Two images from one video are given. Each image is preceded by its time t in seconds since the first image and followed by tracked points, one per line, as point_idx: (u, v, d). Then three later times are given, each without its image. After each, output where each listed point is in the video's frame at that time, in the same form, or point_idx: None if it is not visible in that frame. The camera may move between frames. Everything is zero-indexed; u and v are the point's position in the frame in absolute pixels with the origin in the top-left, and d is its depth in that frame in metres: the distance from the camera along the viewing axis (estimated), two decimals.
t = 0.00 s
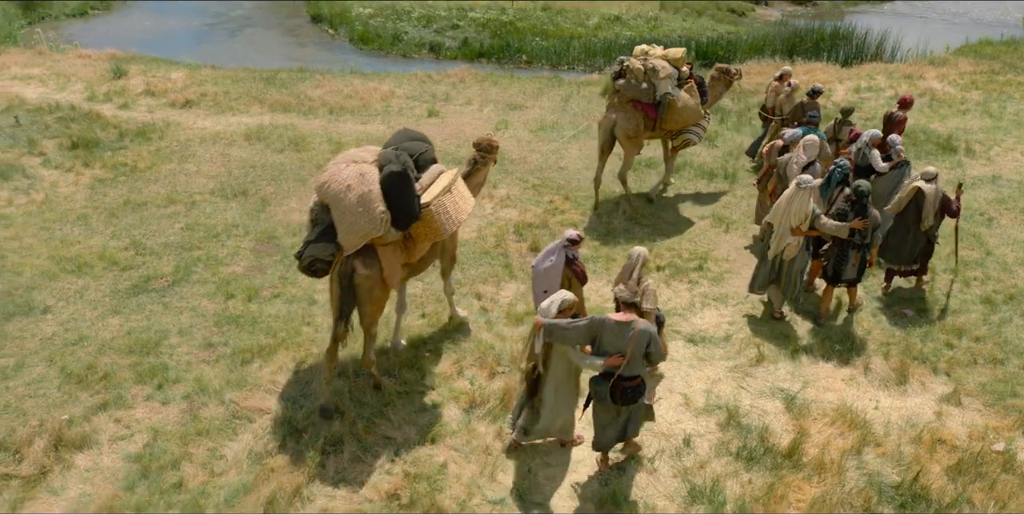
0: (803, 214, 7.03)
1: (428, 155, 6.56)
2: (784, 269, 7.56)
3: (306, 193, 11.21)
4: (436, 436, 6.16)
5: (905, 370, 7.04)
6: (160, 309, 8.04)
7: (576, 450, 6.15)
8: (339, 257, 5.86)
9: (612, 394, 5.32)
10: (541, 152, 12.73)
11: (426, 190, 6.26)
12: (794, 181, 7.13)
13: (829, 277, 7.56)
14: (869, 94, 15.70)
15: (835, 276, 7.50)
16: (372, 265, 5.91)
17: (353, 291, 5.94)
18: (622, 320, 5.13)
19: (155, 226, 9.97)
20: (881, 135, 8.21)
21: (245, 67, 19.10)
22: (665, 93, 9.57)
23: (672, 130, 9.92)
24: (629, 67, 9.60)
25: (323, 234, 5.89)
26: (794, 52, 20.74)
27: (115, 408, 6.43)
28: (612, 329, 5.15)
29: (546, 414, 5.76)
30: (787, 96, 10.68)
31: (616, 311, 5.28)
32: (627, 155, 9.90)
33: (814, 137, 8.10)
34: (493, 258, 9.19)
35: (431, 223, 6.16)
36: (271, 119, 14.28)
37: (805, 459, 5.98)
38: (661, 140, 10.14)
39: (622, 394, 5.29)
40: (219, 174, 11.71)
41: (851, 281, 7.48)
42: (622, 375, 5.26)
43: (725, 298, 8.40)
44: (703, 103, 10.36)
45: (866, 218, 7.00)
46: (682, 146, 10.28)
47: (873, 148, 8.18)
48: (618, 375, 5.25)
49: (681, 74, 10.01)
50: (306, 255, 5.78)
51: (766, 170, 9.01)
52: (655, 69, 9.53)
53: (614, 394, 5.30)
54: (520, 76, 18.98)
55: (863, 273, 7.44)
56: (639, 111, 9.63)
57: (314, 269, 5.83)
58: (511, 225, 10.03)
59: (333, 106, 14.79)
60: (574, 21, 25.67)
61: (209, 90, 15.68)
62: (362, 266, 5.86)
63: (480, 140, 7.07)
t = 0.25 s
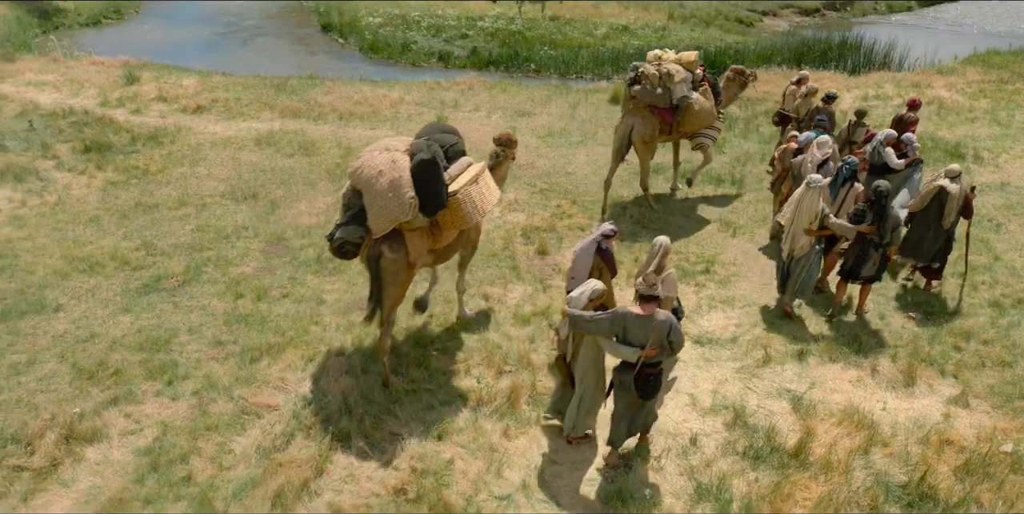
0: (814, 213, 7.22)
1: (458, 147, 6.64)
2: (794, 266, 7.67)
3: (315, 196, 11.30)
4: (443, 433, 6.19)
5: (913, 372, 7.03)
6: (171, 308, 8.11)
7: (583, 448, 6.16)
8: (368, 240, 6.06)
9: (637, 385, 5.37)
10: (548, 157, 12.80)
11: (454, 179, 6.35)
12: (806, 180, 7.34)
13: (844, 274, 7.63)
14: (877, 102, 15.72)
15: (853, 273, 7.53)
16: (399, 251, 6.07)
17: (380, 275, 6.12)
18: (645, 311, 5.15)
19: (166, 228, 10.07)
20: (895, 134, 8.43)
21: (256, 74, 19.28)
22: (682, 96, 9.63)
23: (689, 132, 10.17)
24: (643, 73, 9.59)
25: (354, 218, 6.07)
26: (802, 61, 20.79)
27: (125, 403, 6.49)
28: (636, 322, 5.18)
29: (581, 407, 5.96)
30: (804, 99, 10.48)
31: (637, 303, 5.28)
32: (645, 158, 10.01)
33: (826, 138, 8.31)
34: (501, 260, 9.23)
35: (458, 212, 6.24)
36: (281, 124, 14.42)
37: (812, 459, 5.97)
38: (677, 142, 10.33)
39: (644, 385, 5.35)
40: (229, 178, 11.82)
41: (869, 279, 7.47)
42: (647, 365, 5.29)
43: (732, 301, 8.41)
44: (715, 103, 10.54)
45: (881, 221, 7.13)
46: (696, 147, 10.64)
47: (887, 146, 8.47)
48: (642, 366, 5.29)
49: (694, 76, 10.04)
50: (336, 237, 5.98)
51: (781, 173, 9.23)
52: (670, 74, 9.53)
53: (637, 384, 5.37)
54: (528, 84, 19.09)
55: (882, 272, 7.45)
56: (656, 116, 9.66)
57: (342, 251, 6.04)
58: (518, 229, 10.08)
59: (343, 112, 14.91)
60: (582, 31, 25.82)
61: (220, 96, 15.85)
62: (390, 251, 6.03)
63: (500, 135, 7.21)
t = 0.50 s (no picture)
0: (827, 204, 7.42)
1: (480, 141, 6.92)
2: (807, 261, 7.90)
3: (323, 197, 11.38)
4: (450, 428, 6.22)
5: (920, 371, 7.03)
6: (180, 305, 8.17)
7: (589, 444, 6.18)
8: (392, 232, 6.33)
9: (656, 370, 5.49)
10: (555, 160, 12.85)
11: (477, 176, 6.64)
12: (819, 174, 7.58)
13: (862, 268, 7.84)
14: (884, 107, 15.73)
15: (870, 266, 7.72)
16: (423, 241, 6.34)
17: (405, 265, 6.40)
18: (664, 296, 5.24)
19: (176, 227, 10.15)
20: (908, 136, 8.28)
21: (265, 78, 19.42)
22: (700, 95, 9.77)
23: (708, 131, 10.17)
24: (661, 73, 9.75)
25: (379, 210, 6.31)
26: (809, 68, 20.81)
27: (134, 397, 6.54)
28: (655, 306, 5.26)
29: (600, 394, 5.99)
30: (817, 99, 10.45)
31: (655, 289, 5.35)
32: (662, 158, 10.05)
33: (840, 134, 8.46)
34: (507, 260, 9.27)
35: (481, 205, 6.50)
36: (289, 126, 14.52)
37: (818, 455, 5.97)
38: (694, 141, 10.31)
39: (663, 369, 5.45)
40: (238, 179, 11.91)
41: (886, 274, 7.64)
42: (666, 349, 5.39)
43: (738, 300, 8.42)
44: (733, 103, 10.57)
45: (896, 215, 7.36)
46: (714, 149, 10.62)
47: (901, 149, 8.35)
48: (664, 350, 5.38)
49: (712, 76, 10.16)
50: (363, 228, 6.24)
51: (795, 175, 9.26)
52: (688, 74, 9.72)
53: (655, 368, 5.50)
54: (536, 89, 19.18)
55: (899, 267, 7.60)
56: (674, 115, 9.80)
57: (369, 241, 6.31)
58: (525, 229, 10.12)
59: (351, 115, 15.01)
60: (590, 37, 25.93)
61: (230, 99, 15.98)
62: (414, 242, 6.30)
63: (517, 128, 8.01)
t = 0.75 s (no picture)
0: (841, 207, 7.48)
1: (503, 138, 7.30)
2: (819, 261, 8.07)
3: (331, 200, 11.44)
4: (455, 425, 6.24)
5: (926, 372, 7.02)
6: (188, 304, 8.23)
7: (594, 442, 6.19)
8: (417, 218, 6.63)
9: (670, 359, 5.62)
10: (562, 165, 12.90)
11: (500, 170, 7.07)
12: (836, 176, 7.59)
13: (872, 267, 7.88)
14: (890, 114, 15.74)
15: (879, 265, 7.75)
16: (447, 229, 6.64)
17: (428, 251, 6.69)
18: (676, 286, 5.36)
19: (184, 228, 10.23)
20: (923, 136, 8.22)
21: (273, 85, 19.57)
22: (718, 100, 9.80)
23: (726, 135, 10.20)
24: (680, 77, 9.80)
25: (405, 197, 6.60)
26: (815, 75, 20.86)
27: (142, 393, 6.59)
28: (668, 296, 5.37)
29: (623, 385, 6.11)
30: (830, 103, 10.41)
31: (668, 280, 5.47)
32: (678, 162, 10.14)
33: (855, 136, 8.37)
34: (514, 262, 9.31)
35: (503, 198, 6.90)
36: (298, 131, 14.63)
37: (824, 455, 5.96)
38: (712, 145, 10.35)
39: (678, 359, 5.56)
40: (247, 182, 11.99)
41: (892, 273, 7.66)
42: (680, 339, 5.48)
43: (744, 303, 8.43)
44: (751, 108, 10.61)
45: (904, 214, 7.40)
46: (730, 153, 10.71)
47: (916, 148, 8.26)
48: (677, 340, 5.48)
49: (730, 81, 10.23)
50: (390, 212, 6.51)
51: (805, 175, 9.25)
52: (707, 78, 9.75)
53: (670, 356, 5.62)
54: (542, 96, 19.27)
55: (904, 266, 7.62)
56: (692, 119, 9.86)
57: (393, 226, 6.60)
58: (531, 232, 10.16)
59: (359, 121, 15.12)
60: (596, 46, 26.04)
61: (239, 105, 16.11)
62: (439, 229, 6.60)
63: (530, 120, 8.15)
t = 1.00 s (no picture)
0: (861, 210, 7.46)
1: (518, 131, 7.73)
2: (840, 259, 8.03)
3: (337, 206, 11.49)
4: (460, 426, 6.24)
5: (933, 376, 7.00)
6: (195, 307, 8.27)
7: (599, 444, 6.18)
8: (440, 207, 6.86)
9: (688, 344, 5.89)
10: (567, 172, 12.95)
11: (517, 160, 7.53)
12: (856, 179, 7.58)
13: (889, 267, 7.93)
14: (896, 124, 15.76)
15: (893, 263, 7.84)
16: (470, 218, 7.00)
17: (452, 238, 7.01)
18: (691, 276, 5.54)
19: (192, 233, 10.29)
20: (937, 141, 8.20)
21: (280, 94, 19.69)
22: (734, 106, 9.94)
23: (740, 141, 10.33)
24: (698, 82, 9.94)
25: (428, 187, 6.80)
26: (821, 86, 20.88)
27: (149, 393, 6.61)
28: (683, 286, 5.55)
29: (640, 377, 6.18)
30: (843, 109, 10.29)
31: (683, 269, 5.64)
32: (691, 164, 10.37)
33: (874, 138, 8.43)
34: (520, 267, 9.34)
35: (521, 187, 7.35)
36: (304, 140, 14.72)
37: (830, 457, 5.95)
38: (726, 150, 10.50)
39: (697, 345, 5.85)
40: (254, 189, 12.06)
41: (906, 271, 7.75)
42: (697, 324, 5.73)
43: (749, 308, 8.43)
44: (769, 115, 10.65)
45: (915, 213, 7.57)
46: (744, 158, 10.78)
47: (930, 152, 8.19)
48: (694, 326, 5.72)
49: (749, 87, 10.31)
50: (414, 202, 6.69)
51: (814, 181, 9.54)
52: (724, 84, 9.86)
53: (689, 343, 5.93)
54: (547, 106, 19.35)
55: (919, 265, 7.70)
56: (707, 124, 10.06)
57: (415, 217, 6.76)
58: (537, 238, 10.17)
59: (365, 129, 15.21)
60: (601, 58, 26.15)
61: (246, 114, 16.22)
62: (462, 218, 6.95)
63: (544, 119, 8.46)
